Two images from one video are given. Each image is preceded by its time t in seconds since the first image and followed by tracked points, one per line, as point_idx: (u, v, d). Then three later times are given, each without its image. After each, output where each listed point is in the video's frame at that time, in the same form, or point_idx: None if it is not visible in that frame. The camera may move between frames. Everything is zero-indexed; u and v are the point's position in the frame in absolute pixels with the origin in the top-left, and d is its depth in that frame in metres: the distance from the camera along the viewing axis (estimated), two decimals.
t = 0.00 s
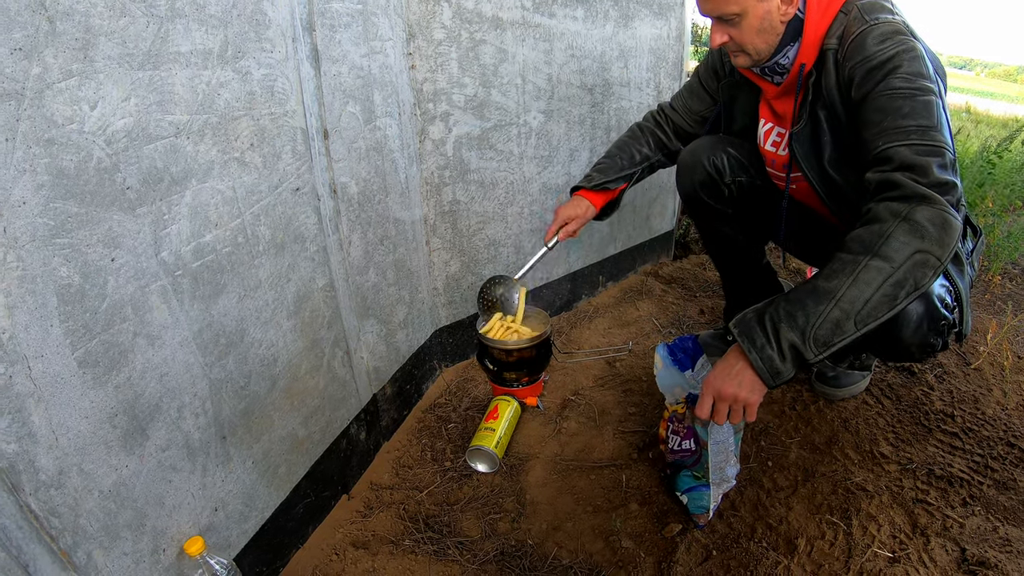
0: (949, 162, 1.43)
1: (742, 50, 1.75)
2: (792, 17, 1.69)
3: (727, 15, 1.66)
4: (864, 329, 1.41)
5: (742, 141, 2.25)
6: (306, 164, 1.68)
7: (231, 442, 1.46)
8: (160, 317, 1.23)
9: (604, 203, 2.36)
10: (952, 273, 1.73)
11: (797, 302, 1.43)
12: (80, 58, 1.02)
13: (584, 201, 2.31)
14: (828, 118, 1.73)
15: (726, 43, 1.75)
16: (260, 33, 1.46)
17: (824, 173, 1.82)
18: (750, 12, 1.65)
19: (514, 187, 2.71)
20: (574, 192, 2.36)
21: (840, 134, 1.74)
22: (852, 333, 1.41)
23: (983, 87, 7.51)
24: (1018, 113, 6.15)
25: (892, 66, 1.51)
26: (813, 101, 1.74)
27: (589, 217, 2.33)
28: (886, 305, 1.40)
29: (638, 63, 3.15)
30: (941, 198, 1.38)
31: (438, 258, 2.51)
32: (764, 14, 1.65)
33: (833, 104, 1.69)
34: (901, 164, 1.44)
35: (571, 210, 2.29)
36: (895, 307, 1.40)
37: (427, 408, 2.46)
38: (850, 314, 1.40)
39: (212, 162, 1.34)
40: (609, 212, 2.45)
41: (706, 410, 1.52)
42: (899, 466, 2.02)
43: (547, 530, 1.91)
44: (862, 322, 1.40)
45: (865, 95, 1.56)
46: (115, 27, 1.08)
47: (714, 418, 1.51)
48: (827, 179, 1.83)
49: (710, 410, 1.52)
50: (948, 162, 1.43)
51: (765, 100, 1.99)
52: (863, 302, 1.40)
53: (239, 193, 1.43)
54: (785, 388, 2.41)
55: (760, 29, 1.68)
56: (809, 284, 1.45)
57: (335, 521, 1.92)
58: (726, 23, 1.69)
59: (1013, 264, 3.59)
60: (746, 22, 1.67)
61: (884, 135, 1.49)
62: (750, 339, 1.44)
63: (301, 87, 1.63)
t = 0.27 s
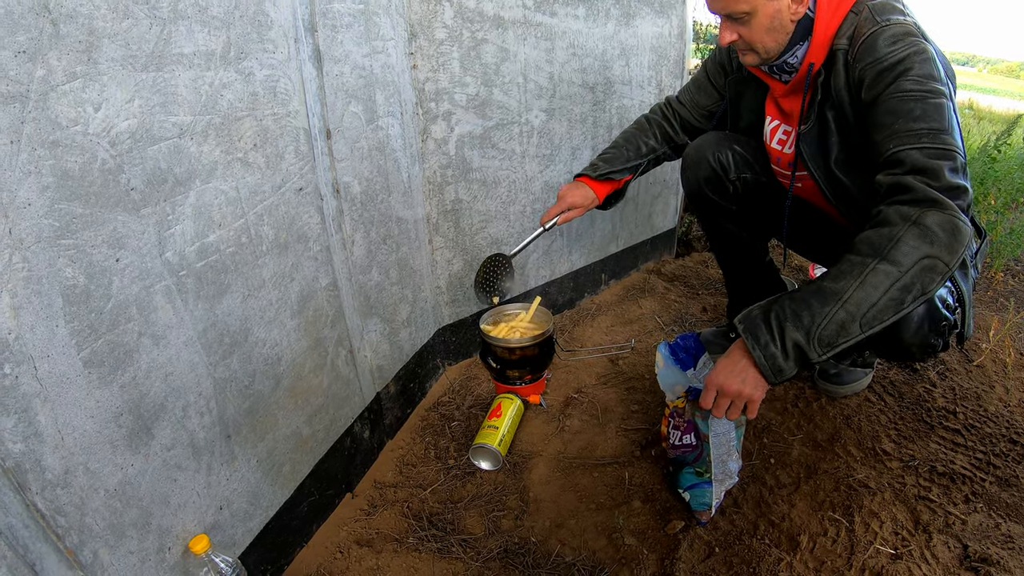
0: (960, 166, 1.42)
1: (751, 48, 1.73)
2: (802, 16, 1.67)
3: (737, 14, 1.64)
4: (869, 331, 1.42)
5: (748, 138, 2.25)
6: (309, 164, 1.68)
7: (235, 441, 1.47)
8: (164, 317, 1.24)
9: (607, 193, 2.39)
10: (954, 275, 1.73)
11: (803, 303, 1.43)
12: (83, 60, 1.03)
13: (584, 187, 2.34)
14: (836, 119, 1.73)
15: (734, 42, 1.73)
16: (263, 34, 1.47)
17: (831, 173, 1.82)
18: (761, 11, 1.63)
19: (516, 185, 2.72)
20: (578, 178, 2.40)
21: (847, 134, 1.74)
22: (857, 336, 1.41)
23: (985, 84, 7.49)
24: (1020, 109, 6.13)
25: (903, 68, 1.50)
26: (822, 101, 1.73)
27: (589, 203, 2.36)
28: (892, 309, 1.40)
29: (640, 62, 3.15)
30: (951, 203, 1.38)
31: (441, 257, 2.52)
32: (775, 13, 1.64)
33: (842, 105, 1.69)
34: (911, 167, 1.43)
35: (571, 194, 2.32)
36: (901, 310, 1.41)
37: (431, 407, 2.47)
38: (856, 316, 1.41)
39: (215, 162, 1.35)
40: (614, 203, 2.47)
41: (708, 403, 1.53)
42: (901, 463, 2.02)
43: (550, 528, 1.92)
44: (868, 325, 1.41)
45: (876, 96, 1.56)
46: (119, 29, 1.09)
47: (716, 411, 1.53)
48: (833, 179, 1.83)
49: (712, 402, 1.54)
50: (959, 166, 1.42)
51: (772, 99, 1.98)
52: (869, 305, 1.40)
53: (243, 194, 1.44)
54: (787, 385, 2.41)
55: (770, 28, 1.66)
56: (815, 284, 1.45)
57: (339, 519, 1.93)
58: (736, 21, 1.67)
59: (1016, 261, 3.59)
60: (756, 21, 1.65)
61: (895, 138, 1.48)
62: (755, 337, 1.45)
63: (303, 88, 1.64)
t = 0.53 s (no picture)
0: (974, 166, 1.41)
1: (765, 45, 1.69)
2: (816, 12, 1.63)
3: (753, 10, 1.58)
4: (878, 330, 1.41)
5: (754, 134, 2.24)
6: (311, 161, 1.68)
7: (237, 439, 1.47)
8: (166, 315, 1.24)
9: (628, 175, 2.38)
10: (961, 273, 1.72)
11: (813, 299, 1.42)
12: (83, 58, 1.02)
13: (605, 169, 2.34)
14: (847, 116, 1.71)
15: (748, 38, 1.68)
16: (263, 31, 1.46)
17: (839, 170, 1.81)
18: (778, 7, 1.58)
19: (518, 182, 2.71)
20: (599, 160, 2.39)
21: (857, 132, 1.73)
22: (865, 334, 1.41)
23: (988, 79, 7.46)
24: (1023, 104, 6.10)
25: (918, 67, 1.49)
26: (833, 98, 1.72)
27: (609, 187, 2.35)
28: (902, 309, 1.40)
29: (642, 57, 3.13)
30: (966, 205, 1.36)
31: (443, 254, 2.51)
32: (791, 9, 1.59)
33: (853, 102, 1.67)
34: (925, 167, 1.42)
35: (592, 176, 2.32)
36: (910, 311, 1.41)
37: (434, 404, 2.47)
38: (865, 314, 1.40)
39: (216, 160, 1.34)
40: (632, 186, 2.46)
41: (710, 386, 1.54)
42: (906, 459, 2.01)
43: (553, 525, 1.91)
44: (876, 324, 1.40)
45: (889, 95, 1.54)
46: (118, 26, 1.08)
47: (716, 395, 1.54)
48: (841, 176, 1.82)
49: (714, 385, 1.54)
50: (973, 166, 1.41)
51: (780, 94, 1.97)
52: (879, 304, 1.40)
53: (244, 191, 1.43)
54: (791, 381, 2.40)
55: (786, 24, 1.62)
56: (825, 281, 1.44)
57: (342, 517, 1.93)
58: (752, 18, 1.62)
59: (1019, 257, 3.57)
60: (772, 17, 1.60)
61: (908, 137, 1.47)
62: (763, 329, 1.44)
63: (304, 85, 1.63)
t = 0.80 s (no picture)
0: (977, 162, 1.40)
1: (771, 41, 1.68)
2: (821, 7, 1.63)
3: (759, 6, 1.58)
4: (878, 325, 1.41)
5: (756, 129, 2.23)
6: (310, 159, 1.67)
7: (238, 437, 1.46)
8: (165, 313, 1.23)
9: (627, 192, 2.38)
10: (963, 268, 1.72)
11: (814, 293, 1.42)
12: (81, 55, 1.02)
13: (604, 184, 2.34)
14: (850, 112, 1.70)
15: (754, 34, 1.67)
16: (262, 27, 1.45)
17: (841, 166, 1.80)
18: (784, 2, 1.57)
19: (518, 178, 2.70)
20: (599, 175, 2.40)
21: (859, 127, 1.72)
22: (865, 329, 1.40)
23: (989, 75, 7.44)
24: None
25: (921, 62, 1.48)
26: (835, 93, 1.70)
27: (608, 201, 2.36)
28: (903, 304, 1.39)
29: (642, 54, 3.12)
30: (968, 201, 1.36)
31: (443, 251, 2.50)
32: (797, 5, 1.59)
33: (856, 97, 1.67)
34: (927, 162, 1.41)
35: (592, 191, 2.32)
36: (911, 306, 1.40)
37: (435, 401, 2.47)
38: (866, 309, 1.40)
39: (215, 157, 1.34)
40: (631, 200, 2.46)
41: (707, 377, 1.52)
42: (907, 456, 2.00)
43: (554, 522, 1.91)
44: (877, 319, 1.40)
45: (891, 90, 1.54)
46: (116, 23, 1.07)
47: (711, 387, 1.53)
48: (843, 172, 1.81)
49: (710, 376, 1.52)
50: (976, 163, 1.40)
51: (782, 90, 1.96)
52: (880, 299, 1.39)
53: (243, 188, 1.43)
54: (792, 378, 2.39)
55: (792, 20, 1.61)
56: (827, 276, 1.44)
57: (343, 514, 1.93)
58: (758, 13, 1.61)
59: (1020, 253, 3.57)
60: (778, 13, 1.59)
61: (910, 132, 1.46)
62: (765, 324, 1.43)
63: (304, 82, 1.63)
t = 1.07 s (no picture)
0: (978, 159, 1.40)
1: (772, 38, 1.68)
2: (822, 4, 1.63)
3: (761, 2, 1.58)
4: (881, 323, 1.41)
5: (755, 126, 2.23)
6: (309, 156, 1.67)
7: (237, 435, 1.47)
8: (164, 312, 1.23)
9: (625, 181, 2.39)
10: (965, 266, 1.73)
11: (817, 291, 1.42)
12: (79, 54, 1.02)
13: (603, 173, 2.35)
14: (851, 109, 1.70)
15: (755, 31, 1.67)
16: (260, 25, 1.45)
17: (842, 163, 1.80)
18: None
19: (517, 176, 2.70)
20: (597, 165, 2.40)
21: (860, 124, 1.72)
22: (868, 326, 1.40)
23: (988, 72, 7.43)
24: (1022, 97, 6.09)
25: (922, 59, 1.48)
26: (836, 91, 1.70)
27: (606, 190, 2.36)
28: (906, 301, 1.40)
29: (641, 51, 3.12)
30: (970, 198, 1.36)
31: (442, 248, 2.50)
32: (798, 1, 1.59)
33: (857, 94, 1.66)
34: (929, 160, 1.41)
35: (591, 179, 2.32)
36: (914, 303, 1.40)
37: (434, 399, 2.47)
38: (869, 307, 1.40)
39: (213, 155, 1.34)
40: (627, 191, 2.46)
41: (709, 375, 1.52)
42: (907, 454, 2.01)
43: (554, 520, 1.91)
44: (880, 316, 1.40)
45: (893, 87, 1.53)
46: (114, 22, 1.07)
47: (712, 385, 1.52)
48: (844, 169, 1.81)
49: (711, 375, 1.52)
50: (978, 160, 1.40)
51: (782, 87, 1.95)
52: (883, 297, 1.39)
53: (241, 186, 1.43)
54: (791, 375, 2.39)
55: (793, 17, 1.61)
56: (829, 274, 1.44)
57: (342, 512, 1.93)
58: (759, 10, 1.61)
59: (1020, 251, 3.57)
60: (780, 9, 1.60)
61: (912, 129, 1.46)
62: (767, 322, 1.44)
63: (302, 80, 1.62)
